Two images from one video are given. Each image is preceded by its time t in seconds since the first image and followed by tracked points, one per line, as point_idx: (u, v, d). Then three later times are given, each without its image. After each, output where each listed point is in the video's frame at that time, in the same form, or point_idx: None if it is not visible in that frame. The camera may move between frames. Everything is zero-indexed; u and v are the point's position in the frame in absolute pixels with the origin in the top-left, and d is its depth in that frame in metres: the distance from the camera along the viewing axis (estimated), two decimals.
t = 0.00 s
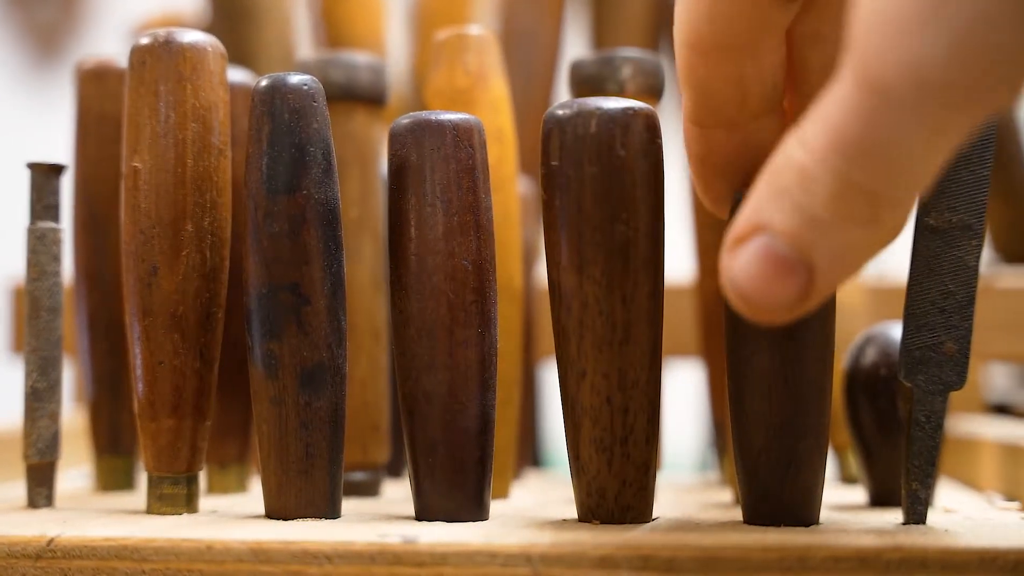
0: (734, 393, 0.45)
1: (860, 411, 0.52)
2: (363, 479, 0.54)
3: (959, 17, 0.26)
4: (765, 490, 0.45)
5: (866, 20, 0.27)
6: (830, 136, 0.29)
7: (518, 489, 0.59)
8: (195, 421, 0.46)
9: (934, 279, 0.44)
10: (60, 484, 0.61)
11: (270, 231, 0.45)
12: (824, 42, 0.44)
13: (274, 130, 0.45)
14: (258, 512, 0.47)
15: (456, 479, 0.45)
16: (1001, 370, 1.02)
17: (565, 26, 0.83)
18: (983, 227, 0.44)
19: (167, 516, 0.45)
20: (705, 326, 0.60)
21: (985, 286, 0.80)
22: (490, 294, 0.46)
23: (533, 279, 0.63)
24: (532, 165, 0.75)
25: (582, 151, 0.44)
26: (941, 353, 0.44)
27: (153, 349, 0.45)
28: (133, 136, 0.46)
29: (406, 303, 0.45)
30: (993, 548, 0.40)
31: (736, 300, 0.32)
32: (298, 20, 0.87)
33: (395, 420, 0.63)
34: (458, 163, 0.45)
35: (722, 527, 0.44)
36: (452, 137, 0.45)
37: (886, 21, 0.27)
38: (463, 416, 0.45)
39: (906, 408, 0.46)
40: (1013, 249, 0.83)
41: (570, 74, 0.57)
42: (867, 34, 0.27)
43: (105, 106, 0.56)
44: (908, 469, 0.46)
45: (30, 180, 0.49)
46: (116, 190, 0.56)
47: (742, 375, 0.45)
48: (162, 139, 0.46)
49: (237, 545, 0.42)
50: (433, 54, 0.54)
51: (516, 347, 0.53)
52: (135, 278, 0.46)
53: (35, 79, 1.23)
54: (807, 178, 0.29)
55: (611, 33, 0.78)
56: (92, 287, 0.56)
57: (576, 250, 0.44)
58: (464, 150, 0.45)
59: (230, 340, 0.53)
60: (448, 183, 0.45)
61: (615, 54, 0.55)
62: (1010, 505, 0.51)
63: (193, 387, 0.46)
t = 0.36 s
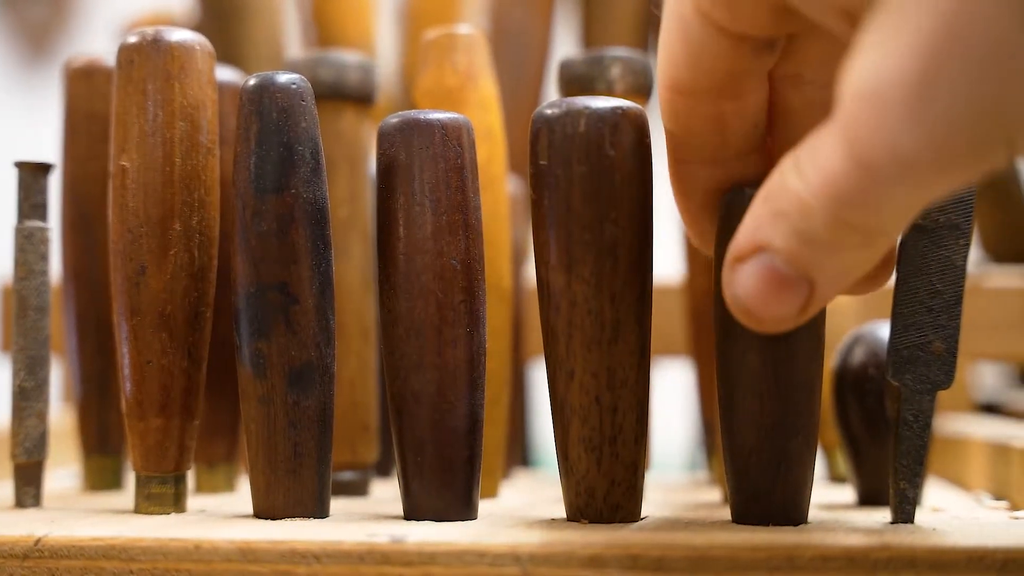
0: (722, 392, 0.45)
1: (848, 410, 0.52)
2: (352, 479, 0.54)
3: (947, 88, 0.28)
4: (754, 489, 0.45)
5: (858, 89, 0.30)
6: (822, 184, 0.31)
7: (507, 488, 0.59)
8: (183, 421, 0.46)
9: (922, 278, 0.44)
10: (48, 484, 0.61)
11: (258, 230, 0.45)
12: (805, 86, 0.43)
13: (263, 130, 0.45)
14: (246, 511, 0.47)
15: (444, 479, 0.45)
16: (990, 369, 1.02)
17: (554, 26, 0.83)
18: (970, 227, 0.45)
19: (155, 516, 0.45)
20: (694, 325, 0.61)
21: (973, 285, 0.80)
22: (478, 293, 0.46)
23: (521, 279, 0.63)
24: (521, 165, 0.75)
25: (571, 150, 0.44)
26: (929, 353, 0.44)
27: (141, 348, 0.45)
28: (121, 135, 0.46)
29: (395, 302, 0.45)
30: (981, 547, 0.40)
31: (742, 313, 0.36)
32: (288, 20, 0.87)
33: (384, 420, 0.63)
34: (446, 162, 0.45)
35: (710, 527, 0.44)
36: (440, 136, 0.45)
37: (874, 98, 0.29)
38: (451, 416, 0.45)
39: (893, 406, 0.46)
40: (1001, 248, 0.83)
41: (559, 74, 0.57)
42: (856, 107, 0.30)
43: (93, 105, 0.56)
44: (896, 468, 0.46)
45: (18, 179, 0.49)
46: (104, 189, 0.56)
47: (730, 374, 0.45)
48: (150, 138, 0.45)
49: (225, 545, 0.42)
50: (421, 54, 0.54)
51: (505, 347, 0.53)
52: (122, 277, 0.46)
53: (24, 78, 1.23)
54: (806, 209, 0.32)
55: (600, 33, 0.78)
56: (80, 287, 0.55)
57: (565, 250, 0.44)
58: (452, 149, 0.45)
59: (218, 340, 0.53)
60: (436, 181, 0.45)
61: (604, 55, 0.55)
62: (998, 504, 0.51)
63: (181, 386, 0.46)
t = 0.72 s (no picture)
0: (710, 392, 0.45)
1: (836, 410, 0.53)
2: (340, 479, 0.54)
3: None
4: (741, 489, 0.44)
5: None
6: None
7: (495, 487, 0.59)
8: (169, 421, 0.46)
9: (909, 277, 0.44)
10: (35, 484, 0.60)
11: (244, 230, 0.45)
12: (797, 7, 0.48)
13: (249, 129, 0.45)
14: (234, 511, 0.47)
15: (431, 479, 0.45)
16: (977, 368, 1.03)
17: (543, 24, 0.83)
18: (957, 226, 0.45)
19: (141, 516, 0.45)
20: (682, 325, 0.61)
21: (960, 284, 0.80)
22: (466, 292, 0.46)
23: (509, 279, 0.63)
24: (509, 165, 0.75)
25: (558, 149, 0.44)
26: (915, 352, 0.44)
27: (127, 347, 0.45)
28: (107, 133, 0.46)
29: (383, 301, 0.45)
30: (967, 546, 0.41)
31: (726, 62, 0.38)
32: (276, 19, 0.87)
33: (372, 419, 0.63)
34: (433, 161, 0.45)
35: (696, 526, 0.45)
36: (426, 135, 0.45)
37: None
38: (438, 415, 0.45)
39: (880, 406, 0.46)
40: (988, 246, 0.83)
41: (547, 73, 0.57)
42: None
43: (80, 104, 0.56)
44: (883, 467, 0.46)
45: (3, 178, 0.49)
46: (90, 189, 0.56)
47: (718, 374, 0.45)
48: (137, 137, 0.45)
49: (211, 544, 0.42)
50: (409, 52, 0.54)
51: (493, 346, 0.53)
52: (109, 276, 0.45)
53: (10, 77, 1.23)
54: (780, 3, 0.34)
55: (589, 32, 0.78)
56: (66, 286, 0.55)
57: (552, 249, 0.44)
58: (439, 148, 0.45)
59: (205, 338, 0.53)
60: (424, 180, 0.45)
61: (592, 54, 0.55)
62: (984, 503, 0.51)
63: (167, 385, 0.46)
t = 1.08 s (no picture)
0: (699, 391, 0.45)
1: (824, 409, 0.53)
2: (327, 478, 0.54)
3: None
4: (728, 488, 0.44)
5: None
6: None
7: (483, 487, 0.59)
8: (156, 420, 0.46)
9: (896, 277, 0.44)
10: (21, 485, 0.60)
11: (231, 229, 0.44)
12: None
13: (236, 127, 0.45)
14: (221, 510, 0.47)
15: (419, 478, 0.45)
16: (966, 368, 1.03)
17: (532, 23, 0.83)
18: (943, 226, 0.45)
19: (128, 516, 0.45)
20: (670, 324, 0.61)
21: (948, 284, 0.80)
22: (454, 291, 0.45)
23: (498, 278, 0.63)
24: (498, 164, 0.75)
25: (545, 149, 0.44)
26: (902, 351, 0.44)
27: (114, 346, 0.45)
28: (94, 132, 0.46)
29: (370, 300, 0.45)
30: (953, 545, 0.41)
31: None
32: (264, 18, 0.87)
33: (360, 418, 0.63)
34: (421, 160, 0.45)
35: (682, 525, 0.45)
36: (414, 134, 0.45)
37: None
38: (426, 414, 0.45)
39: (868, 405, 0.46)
40: (977, 246, 0.83)
41: (535, 72, 0.57)
42: None
43: (67, 103, 0.56)
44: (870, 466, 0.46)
45: None
46: (77, 187, 0.55)
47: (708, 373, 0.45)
48: (124, 135, 0.45)
49: (197, 544, 0.41)
50: (398, 51, 0.54)
51: (481, 344, 0.53)
52: (96, 275, 0.45)
53: None
54: None
55: (578, 32, 0.78)
56: (53, 285, 0.55)
57: (539, 248, 0.44)
58: (427, 147, 0.45)
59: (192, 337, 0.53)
60: (411, 179, 0.45)
61: (580, 53, 0.55)
62: (970, 503, 0.51)
63: (154, 384, 0.46)
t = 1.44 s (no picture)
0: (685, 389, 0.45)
1: (811, 409, 0.53)
2: (313, 478, 0.54)
3: None
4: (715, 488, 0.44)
5: None
6: None
7: (470, 485, 0.59)
8: (143, 419, 0.46)
9: (882, 276, 0.45)
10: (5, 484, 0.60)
11: (218, 228, 0.44)
12: None
13: (223, 125, 0.45)
14: (207, 510, 0.47)
15: (405, 477, 0.45)
16: (952, 367, 1.03)
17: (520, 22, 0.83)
18: (930, 225, 0.45)
19: (114, 515, 0.45)
20: (658, 323, 0.61)
21: (935, 283, 0.81)
22: (441, 290, 0.45)
23: (485, 276, 0.63)
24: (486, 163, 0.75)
25: (532, 148, 0.44)
26: (888, 350, 0.44)
27: (100, 345, 0.45)
28: (80, 130, 0.46)
29: (357, 299, 0.45)
30: (938, 544, 0.41)
31: None
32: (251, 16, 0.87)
33: (347, 417, 0.63)
34: (409, 159, 0.45)
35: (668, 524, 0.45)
36: (401, 132, 0.45)
37: None
38: (412, 413, 0.45)
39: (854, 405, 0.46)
40: (964, 246, 0.83)
41: (523, 71, 0.57)
42: None
43: (52, 101, 0.55)
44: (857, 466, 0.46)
45: None
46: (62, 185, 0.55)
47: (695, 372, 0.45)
48: (110, 134, 0.45)
49: (184, 543, 0.41)
50: (385, 50, 0.54)
51: (468, 342, 0.53)
52: (82, 274, 0.45)
53: None
54: None
55: (566, 31, 0.78)
56: (38, 284, 0.55)
57: (527, 247, 0.44)
58: (414, 146, 0.45)
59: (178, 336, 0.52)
60: (399, 178, 0.45)
61: (567, 52, 0.55)
62: (957, 502, 0.51)
63: (140, 384, 0.46)
